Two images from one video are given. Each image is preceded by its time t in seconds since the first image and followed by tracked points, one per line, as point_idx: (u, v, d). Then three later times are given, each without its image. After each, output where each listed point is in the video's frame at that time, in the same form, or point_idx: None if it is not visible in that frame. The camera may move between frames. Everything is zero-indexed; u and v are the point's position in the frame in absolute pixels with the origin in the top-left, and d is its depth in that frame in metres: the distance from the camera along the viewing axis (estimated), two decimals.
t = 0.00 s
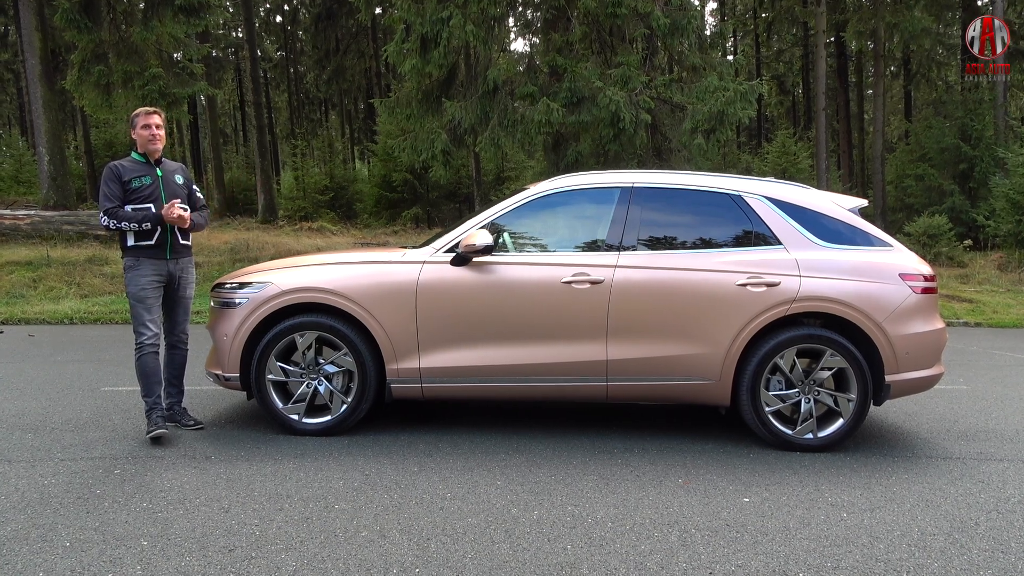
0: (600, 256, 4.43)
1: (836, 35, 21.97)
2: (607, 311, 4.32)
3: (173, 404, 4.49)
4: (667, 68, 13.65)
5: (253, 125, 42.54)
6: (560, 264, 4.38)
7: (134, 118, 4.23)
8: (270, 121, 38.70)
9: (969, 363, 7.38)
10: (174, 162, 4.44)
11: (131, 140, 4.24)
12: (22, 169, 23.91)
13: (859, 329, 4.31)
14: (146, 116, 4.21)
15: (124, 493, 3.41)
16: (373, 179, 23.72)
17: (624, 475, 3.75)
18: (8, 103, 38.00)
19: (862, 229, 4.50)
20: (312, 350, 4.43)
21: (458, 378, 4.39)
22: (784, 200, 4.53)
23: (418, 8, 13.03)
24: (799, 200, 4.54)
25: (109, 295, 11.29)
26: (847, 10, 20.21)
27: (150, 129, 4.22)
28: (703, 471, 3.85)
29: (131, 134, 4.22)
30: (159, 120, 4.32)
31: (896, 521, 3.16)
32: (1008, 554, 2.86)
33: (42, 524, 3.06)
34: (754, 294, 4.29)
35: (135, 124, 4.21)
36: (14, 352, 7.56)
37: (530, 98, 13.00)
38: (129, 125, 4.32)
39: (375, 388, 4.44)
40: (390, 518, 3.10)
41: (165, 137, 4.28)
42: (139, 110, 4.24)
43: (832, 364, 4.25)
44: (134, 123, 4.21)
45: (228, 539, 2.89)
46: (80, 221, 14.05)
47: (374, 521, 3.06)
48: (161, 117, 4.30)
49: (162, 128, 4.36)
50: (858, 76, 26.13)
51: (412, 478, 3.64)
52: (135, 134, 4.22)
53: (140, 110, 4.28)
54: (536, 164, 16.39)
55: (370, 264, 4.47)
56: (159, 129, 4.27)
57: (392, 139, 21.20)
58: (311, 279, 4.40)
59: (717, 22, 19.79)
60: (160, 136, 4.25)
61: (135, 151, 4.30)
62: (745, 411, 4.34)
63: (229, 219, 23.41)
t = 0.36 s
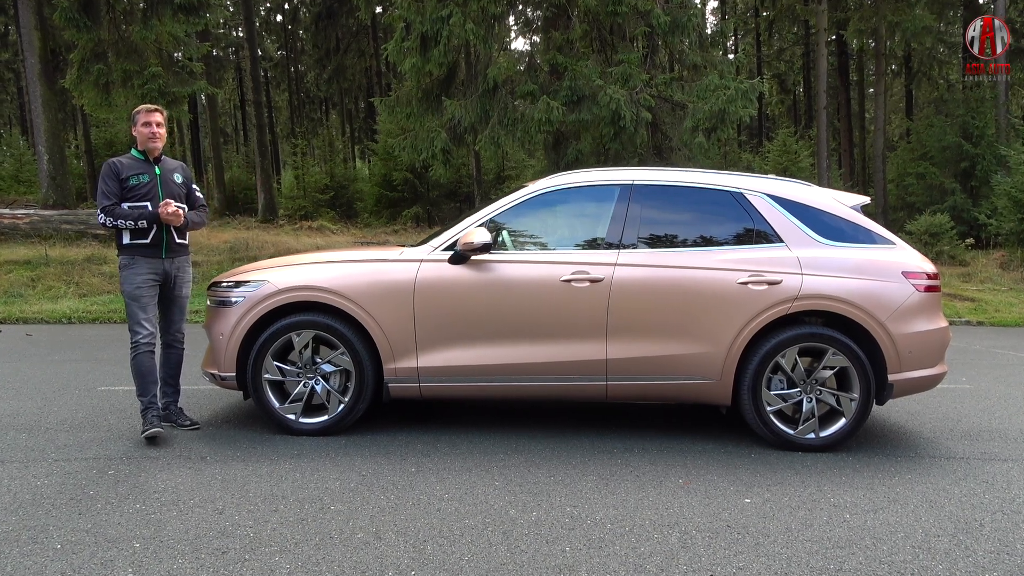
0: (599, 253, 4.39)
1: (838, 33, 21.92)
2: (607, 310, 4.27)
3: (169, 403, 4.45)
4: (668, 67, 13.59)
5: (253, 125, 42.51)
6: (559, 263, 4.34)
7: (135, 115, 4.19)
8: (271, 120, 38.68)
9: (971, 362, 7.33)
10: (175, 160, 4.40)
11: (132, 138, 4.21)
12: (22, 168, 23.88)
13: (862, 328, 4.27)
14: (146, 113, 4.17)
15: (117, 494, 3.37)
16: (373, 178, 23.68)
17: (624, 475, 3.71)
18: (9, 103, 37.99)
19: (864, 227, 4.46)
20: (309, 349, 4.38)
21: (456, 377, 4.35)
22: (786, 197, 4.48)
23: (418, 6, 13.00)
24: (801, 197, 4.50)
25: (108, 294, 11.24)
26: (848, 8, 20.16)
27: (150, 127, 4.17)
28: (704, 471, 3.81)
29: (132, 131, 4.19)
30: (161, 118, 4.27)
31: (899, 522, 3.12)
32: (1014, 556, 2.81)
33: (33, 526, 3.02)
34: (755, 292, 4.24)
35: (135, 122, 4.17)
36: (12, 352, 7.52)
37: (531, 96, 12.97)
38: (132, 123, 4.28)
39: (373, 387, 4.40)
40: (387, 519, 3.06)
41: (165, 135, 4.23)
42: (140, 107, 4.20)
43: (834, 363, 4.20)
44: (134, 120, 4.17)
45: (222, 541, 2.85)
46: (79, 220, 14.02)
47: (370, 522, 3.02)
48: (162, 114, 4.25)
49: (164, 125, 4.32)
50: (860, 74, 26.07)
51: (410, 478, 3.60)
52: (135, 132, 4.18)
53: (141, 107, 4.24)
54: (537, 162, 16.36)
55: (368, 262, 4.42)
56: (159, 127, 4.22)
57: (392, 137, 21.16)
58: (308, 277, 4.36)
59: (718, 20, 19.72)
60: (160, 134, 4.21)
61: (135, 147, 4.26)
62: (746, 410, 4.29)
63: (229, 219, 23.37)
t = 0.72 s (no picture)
0: (597, 251, 4.31)
1: (837, 31, 21.84)
2: (604, 309, 4.20)
3: (159, 404, 4.37)
4: (667, 64, 13.50)
5: (251, 123, 42.36)
6: (556, 260, 4.26)
7: (125, 110, 4.10)
8: (269, 118, 38.56)
9: (973, 362, 7.26)
10: (168, 156, 4.30)
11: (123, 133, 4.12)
12: (19, 166, 23.75)
13: (864, 327, 4.19)
14: (136, 108, 4.07)
15: (101, 497, 3.28)
16: (371, 175, 23.59)
17: (621, 478, 3.64)
18: (6, 101, 37.81)
19: (866, 224, 4.38)
20: (300, 349, 4.30)
21: (451, 377, 4.27)
22: (786, 194, 4.41)
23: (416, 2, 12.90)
24: (802, 194, 4.42)
25: (102, 293, 11.14)
26: (848, 5, 20.07)
27: (140, 122, 4.08)
28: (703, 473, 3.74)
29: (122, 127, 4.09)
30: (152, 113, 4.18)
31: (903, 527, 3.04)
32: (1020, 561, 2.74)
33: (14, 531, 2.93)
34: (755, 291, 4.17)
35: (126, 117, 4.08)
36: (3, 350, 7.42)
37: (529, 94, 12.88)
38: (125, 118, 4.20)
39: (366, 388, 4.32)
40: (377, 524, 2.97)
41: (156, 131, 4.13)
42: (131, 102, 4.11)
43: (836, 363, 4.13)
44: (125, 116, 4.08)
45: (207, 547, 2.77)
46: (74, 218, 13.91)
47: (360, 527, 2.94)
48: (153, 110, 4.15)
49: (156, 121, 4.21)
50: (859, 72, 26.00)
51: (402, 481, 3.52)
52: (126, 127, 4.08)
53: (133, 102, 4.15)
54: (535, 160, 16.24)
55: (361, 260, 4.34)
56: (150, 122, 4.13)
57: (389, 135, 21.07)
58: (300, 275, 4.27)
59: (719, 17, 19.63)
60: (151, 129, 4.11)
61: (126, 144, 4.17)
62: (746, 411, 4.22)
63: (226, 217, 23.26)
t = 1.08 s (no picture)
0: (588, 250, 4.22)
1: (831, 29, 21.83)
2: (595, 308, 4.12)
3: (139, 405, 4.26)
4: (661, 61, 13.43)
5: (243, 119, 42.11)
6: (546, 259, 4.17)
7: (107, 104, 3.96)
8: (261, 113, 38.31)
9: (967, 361, 7.23)
10: (151, 151, 4.16)
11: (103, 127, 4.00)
12: (6, 162, 23.48)
13: (858, 327, 4.13)
14: (116, 101, 3.93)
15: (75, 503, 3.16)
16: (363, 172, 23.44)
17: (612, 482, 3.56)
18: None
19: (861, 223, 4.31)
20: (284, 349, 4.20)
21: (438, 378, 4.18)
22: (780, 191, 4.33)
23: None
24: (795, 191, 4.35)
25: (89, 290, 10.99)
26: (842, 3, 20.06)
27: (121, 116, 3.94)
28: (695, 477, 3.67)
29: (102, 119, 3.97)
30: (134, 107, 4.04)
31: (899, 533, 2.97)
32: (1019, 569, 2.68)
33: None
34: (749, 290, 4.09)
35: (106, 110, 3.94)
36: None
37: (522, 90, 12.78)
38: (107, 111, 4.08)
39: (351, 389, 4.23)
40: (360, 532, 2.88)
41: (138, 126, 4.00)
42: (112, 94, 3.97)
43: (830, 363, 4.06)
44: (105, 109, 3.95)
45: (182, 556, 2.67)
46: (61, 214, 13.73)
47: (341, 534, 2.86)
48: (134, 103, 4.01)
49: (137, 114, 4.08)
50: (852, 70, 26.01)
51: (387, 486, 3.43)
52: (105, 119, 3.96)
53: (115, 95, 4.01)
54: (529, 157, 16.13)
55: (346, 258, 4.24)
56: (132, 117, 3.99)
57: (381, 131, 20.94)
58: (284, 273, 4.17)
59: (713, 14, 19.57)
60: (132, 125, 3.98)
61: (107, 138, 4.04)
62: (739, 413, 4.15)
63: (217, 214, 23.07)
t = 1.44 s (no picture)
0: (573, 252, 4.17)
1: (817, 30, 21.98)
2: (580, 311, 4.07)
3: (116, 411, 4.18)
4: (648, 61, 13.42)
5: (230, 119, 41.83)
6: (531, 261, 4.12)
7: (79, 103, 3.87)
8: (248, 113, 38.06)
9: (953, 362, 7.25)
10: (125, 151, 4.06)
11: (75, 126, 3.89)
12: None
13: (845, 329, 4.11)
14: (89, 101, 3.85)
15: (46, 513, 3.05)
16: (351, 172, 23.32)
17: (597, 487, 3.51)
18: None
19: (848, 224, 4.29)
20: (265, 353, 4.13)
21: (421, 382, 4.12)
22: (766, 193, 4.31)
23: None
24: (782, 192, 4.32)
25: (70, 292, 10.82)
26: (828, 5, 20.18)
27: (94, 116, 3.86)
28: (681, 481, 3.63)
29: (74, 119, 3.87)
30: (107, 107, 3.94)
31: (886, 537, 2.95)
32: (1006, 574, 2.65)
33: None
34: (735, 292, 4.06)
35: (78, 109, 3.86)
36: None
37: (509, 90, 12.74)
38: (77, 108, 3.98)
39: (333, 393, 4.16)
40: (340, 541, 2.82)
41: (110, 127, 3.92)
42: (84, 93, 3.87)
43: (816, 365, 4.04)
44: (77, 108, 3.85)
45: (155, 568, 2.59)
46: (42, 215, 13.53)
47: (320, 544, 2.79)
48: (107, 103, 3.93)
49: (111, 113, 3.98)
50: (838, 71, 26.19)
51: (369, 493, 3.37)
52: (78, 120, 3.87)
53: (86, 93, 3.91)
54: (516, 157, 16.09)
55: (328, 261, 4.17)
56: (104, 117, 3.90)
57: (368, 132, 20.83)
58: (265, 276, 4.09)
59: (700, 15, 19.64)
60: (105, 125, 3.89)
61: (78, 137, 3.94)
62: (725, 415, 4.12)
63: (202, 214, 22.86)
